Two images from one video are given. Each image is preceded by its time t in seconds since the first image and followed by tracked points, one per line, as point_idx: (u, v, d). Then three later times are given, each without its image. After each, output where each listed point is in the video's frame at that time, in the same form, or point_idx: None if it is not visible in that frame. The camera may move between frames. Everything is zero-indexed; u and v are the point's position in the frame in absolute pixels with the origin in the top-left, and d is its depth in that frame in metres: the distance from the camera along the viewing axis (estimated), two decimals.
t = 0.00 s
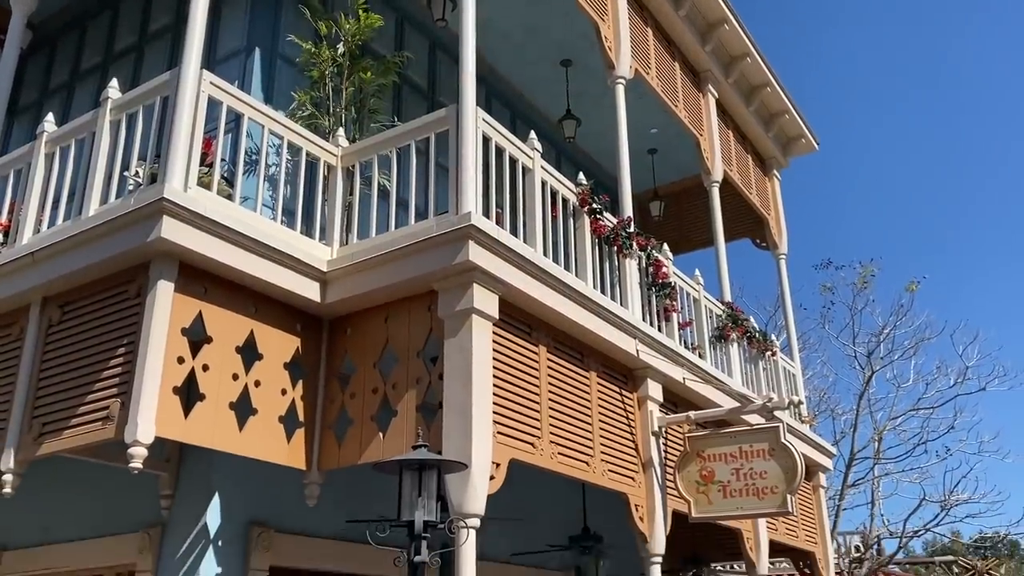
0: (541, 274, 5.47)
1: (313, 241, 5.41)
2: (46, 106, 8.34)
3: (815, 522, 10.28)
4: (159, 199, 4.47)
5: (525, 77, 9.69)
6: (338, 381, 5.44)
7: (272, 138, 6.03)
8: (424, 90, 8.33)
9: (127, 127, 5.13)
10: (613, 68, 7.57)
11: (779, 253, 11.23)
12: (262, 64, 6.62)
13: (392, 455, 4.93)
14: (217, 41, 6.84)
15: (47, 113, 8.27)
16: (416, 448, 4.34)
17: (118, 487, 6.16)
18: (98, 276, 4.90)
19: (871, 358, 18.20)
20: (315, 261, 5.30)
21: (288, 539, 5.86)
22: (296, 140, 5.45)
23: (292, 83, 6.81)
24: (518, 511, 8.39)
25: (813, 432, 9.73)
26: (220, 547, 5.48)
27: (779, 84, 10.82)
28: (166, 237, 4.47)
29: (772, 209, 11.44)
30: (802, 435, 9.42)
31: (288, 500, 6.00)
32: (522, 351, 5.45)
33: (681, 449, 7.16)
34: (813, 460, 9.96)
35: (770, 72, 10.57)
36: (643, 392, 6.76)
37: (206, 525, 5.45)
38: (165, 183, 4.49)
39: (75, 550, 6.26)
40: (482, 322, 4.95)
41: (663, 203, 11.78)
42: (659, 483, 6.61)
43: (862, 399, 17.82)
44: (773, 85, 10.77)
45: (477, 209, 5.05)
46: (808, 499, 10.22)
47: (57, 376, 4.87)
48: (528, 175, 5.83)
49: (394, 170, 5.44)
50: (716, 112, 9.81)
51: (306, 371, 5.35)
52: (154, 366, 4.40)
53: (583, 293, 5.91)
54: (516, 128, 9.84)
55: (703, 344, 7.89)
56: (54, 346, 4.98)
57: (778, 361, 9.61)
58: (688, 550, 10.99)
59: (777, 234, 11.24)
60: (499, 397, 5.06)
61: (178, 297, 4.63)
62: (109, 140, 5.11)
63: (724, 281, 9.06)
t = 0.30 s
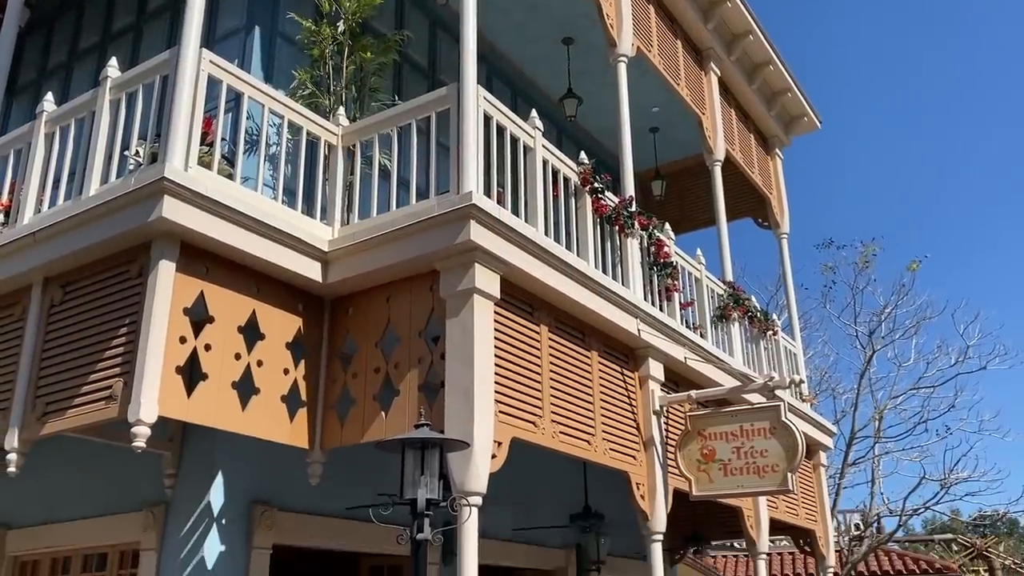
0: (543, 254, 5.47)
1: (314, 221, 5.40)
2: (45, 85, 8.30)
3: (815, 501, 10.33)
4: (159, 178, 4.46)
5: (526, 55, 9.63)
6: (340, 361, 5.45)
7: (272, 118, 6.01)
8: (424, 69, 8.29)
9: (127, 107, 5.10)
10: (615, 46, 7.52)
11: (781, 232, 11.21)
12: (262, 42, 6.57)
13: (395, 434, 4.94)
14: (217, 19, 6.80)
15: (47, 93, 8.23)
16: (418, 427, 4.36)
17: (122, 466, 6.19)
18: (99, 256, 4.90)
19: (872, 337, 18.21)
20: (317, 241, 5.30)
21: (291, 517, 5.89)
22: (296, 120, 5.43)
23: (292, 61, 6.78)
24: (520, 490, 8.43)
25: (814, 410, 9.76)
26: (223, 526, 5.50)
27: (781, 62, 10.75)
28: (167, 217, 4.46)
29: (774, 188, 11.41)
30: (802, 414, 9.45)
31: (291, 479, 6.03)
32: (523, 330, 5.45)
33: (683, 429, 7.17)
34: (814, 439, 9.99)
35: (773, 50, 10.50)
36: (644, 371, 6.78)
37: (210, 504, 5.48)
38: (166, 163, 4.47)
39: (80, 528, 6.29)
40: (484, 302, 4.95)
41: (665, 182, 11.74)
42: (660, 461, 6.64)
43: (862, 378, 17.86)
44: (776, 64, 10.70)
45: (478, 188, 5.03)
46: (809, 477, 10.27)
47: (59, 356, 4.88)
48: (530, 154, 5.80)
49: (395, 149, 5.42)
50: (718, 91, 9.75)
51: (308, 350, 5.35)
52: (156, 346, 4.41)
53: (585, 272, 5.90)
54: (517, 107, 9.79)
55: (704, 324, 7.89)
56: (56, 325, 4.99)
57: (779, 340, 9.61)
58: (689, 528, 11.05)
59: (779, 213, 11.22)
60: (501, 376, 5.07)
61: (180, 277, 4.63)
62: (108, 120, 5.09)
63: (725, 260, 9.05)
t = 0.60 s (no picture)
0: (545, 235, 5.46)
1: (314, 200, 5.40)
2: (45, 66, 8.27)
3: (815, 479, 10.38)
4: (160, 159, 4.45)
5: (528, 34, 9.58)
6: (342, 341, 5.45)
7: (272, 97, 5.99)
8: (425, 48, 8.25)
9: (126, 87, 5.09)
10: (617, 24, 7.48)
11: (782, 212, 11.19)
12: (262, 21, 6.54)
13: (396, 413, 4.97)
14: None
15: (46, 73, 8.20)
16: (420, 407, 4.38)
17: (126, 446, 6.23)
18: (101, 237, 4.90)
19: (874, 317, 18.20)
20: (317, 221, 5.29)
21: (294, 496, 5.92)
22: (296, 100, 5.41)
23: (291, 40, 6.74)
24: (521, 469, 8.47)
25: (815, 390, 9.78)
26: (227, 505, 5.55)
27: (784, 41, 10.68)
28: (168, 197, 4.46)
29: (776, 168, 11.37)
30: (803, 393, 9.47)
31: (294, 459, 6.05)
32: (524, 311, 5.46)
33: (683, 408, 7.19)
34: (814, 419, 10.02)
35: (776, 29, 10.43)
36: (645, 351, 6.79)
37: (213, 483, 5.52)
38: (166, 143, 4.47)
39: (84, 507, 6.33)
40: (486, 283, 4.96)
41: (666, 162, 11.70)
42: (661, 441, 6.67)
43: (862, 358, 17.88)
44: (779, 43, 10.63)
45: (479, 168, 5.02)
46: (809, 456, 10.31)
47: (61, 337, 4.89)
48: (531, 134, 5.79)
49: (395, 129, 5.40)
50: (720, 70, 9.70)
51: (310, 331, 5.37)
52: (159, 327, 4.42)
53: (586, 253, 5.90)
54: (518, 86, 9.74)
55: (705, 304, 7.90)
56: (58, 306, 5.00)
57: (781, 320, 9.62)
58: (689, 507, 11.10)
59: (781, 193, 11.19)
60: (502, 357, 5.09)
61: (181, 258, 4.63)
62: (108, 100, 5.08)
63: (727, 240, 9.03)
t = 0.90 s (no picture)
0: (546, 215, 5.45)
1: (315, 181, 5.38)
2: (44, 46, 8.23)
3: (815, 459, 10.42)
4: (160, 140, 4.44)
5: (529, 13, 9.51)
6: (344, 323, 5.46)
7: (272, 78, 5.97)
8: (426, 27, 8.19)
9: (126, 67, 5.07)
10: (619, 3, 7.42)
11: (785, 193, 11.16)
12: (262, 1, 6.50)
13: (398, 394, 4.99)
14: None
15: (45, 54, 8.16)
16: (422, 388, 4.40)
17: (130, 426, 6.25)
18: (102, 218, 4.90)
19: (875, 297, 18.18)
20: (318, 202, 5.28)
21: (297, 476, 5.95)
22: (297, 80, 5.38)
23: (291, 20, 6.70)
24: (523, 449, 8.50)
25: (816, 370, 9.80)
26: (231, 485, 5.59)
27: (788, 19, 10.60)
28: (169, 178, 4.45)
29: (778, 147, 11.34)
30: (804, 373, 9.49)
31: (297, 439, 6.08)
32: (526, 292, 5.46)
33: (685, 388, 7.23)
34: (815, 399, 10.04)
35: (779, 7, 10.34)
36: (647, 331, 6.80)
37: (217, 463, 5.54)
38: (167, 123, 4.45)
39: (89, 487, 6.37)
40: (488, 263, 4.95)
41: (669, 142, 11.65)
42: (662, 421, 6.69)
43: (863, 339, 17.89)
44: (782, 21, 10.55)
45: (481, 148, 5.01)
46: (810, 436, 10.34)
47: (64, 318, 4.90)
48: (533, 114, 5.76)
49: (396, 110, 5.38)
50: (723, 49, 9.63)
51: (312, 312, 5.37)
52: (162, 308, 4.43)
53: (588, 233, 5.88)
54: (520, 65, 9.69)
55: (707, 285, 7.90)
56: (60, 288, 5.00)
57: (782, 301, 9.62)
58: (690, 487, 11.15)
59: (783, 173, 11.16)
60: (504, 338, 5.09)
61: (183, 239, 4.63)
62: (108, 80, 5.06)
63: (729, 221, 9.01)
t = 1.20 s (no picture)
0: (548, 196, 5.44)
1: (315, 162, 5.37)
2: (43, 26, 8.19)
3: (816, 438, 10.45)
4: (160, 120, 4.43)
5: None
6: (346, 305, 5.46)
7: (273, 58, 5.95)
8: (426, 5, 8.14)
9: (126, 47, 5.04)
10: None
11: (787, 172, 11.12)
12: None
13: (400, 374, 5.00)
14: None
15: (44, 34, 8.13)
16: (424, 368, 4.41)
17: (133, 406, 6.28)
18: (103, 199, 4.89)
19: (877, 278, 18.16)
20: (319, 183, 5.28)
21: (299, 456, 5.97)
22: (297, 60, 5.36)
23: None
24: (524, 429, 8.53)
25: (817, 350, 9.80)
26: (234, 465, 5.61)
27: None
28: (169, 159, 4.44)
29: (780, 127, 11.29)
30: (806, 353, 9.50)
31: (299, 419, 6.10)
32: (528, 273, 5.46)
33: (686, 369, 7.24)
34: (817, 379, 10.06)
35: None
36: (648, 312, 6.80)
37: (220, 443, 5.57)
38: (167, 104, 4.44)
39: (93, 466, 6.40)
40: (489, 244, 4.95)
41: (671, 122, 11.60)
42: (663, 401, 6.71)
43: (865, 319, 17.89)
44: None
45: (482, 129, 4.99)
46: (810, 416, 10.36)
47: (65, 299, 4.90)
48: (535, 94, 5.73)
49: (397, 89, 5.36)
50: (726, 28, 9.56)
51: (314, 292, 5.37)
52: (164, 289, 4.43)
53: (589, 214, 5.86)
54: (521, 44, 9.63)
55: (709, 265, 7.89)
56: (62, 269, 5.00)
57: (784, 281, 9.62)
58: (691, 467, 11.20)
59: (785, 153, 11.12)
60: (506, 320, 5.10)
61: (184, 219, 4.62)
62: (107, 61, 5.04)
63: (731, 201, 8.99)
